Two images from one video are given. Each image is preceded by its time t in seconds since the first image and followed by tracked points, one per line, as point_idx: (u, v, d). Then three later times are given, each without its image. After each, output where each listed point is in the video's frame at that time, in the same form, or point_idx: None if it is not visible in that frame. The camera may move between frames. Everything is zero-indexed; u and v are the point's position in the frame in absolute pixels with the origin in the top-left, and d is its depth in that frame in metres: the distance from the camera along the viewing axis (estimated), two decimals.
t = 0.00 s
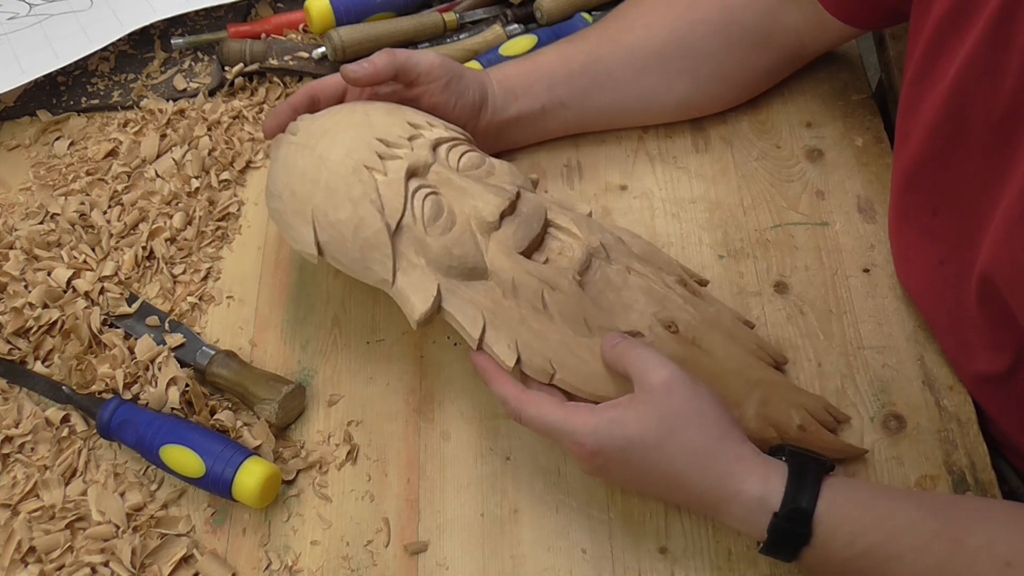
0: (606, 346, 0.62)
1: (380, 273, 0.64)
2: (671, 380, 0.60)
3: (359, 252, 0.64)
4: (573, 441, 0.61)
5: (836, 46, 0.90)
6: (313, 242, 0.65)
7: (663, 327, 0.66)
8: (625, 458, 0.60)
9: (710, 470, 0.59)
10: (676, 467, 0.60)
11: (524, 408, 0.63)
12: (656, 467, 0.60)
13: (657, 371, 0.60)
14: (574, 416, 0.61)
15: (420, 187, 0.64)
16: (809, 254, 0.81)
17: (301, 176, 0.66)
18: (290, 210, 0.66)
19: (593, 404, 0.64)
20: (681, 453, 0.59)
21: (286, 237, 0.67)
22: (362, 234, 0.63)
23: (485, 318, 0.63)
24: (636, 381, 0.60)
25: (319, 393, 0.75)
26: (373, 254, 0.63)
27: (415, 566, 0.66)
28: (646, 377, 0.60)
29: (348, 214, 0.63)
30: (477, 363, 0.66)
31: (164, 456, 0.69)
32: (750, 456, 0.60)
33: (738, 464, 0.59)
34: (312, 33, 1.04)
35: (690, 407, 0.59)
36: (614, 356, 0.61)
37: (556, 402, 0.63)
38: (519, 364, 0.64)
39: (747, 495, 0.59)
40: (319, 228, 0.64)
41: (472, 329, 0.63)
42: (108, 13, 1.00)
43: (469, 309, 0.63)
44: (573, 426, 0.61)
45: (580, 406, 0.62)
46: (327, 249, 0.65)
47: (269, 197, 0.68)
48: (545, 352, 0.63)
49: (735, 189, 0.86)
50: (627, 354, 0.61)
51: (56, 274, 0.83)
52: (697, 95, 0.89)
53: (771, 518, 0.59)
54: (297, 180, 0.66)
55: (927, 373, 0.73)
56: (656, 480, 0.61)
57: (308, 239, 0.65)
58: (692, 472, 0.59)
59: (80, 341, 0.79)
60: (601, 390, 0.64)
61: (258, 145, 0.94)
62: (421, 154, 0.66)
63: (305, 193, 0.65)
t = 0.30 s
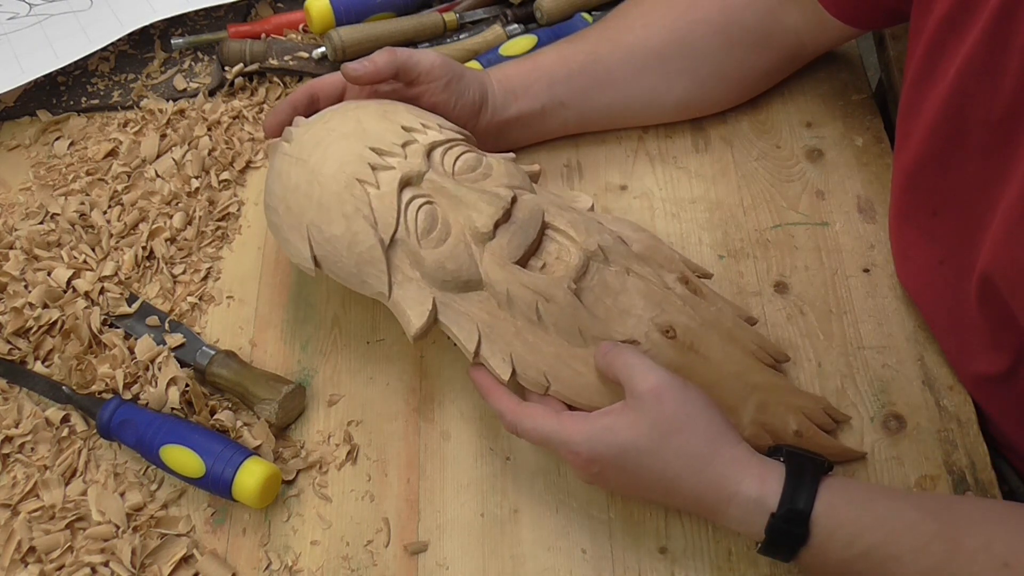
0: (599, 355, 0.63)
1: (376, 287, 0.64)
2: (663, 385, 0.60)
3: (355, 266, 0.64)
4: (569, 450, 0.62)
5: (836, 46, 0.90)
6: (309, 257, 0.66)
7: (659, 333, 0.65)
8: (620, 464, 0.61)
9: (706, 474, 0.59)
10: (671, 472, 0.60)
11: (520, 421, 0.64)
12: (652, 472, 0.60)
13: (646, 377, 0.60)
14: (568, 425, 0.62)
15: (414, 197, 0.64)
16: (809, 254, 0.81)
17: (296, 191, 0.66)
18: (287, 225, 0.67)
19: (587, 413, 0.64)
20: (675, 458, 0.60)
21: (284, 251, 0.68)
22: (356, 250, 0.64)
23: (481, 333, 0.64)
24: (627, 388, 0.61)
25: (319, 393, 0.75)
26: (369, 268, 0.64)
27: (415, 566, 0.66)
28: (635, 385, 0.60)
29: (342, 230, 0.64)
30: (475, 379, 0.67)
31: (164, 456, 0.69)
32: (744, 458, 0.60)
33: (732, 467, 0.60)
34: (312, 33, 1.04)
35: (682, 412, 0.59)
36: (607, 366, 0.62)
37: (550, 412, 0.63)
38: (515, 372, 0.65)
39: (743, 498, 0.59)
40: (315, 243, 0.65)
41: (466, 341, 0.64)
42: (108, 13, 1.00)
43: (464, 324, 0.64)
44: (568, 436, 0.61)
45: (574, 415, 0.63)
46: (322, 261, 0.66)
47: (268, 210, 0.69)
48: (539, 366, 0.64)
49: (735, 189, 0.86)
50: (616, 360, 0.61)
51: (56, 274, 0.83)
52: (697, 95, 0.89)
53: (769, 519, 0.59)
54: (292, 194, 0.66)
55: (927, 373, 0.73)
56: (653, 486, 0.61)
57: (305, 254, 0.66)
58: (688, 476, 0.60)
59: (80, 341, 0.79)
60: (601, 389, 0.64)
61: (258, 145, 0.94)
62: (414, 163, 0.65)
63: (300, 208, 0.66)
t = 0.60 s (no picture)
0: (599, 356, 0.63)
1: (375, 288, 0.64)
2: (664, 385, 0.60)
3: (354, 268, 0.64)
4: (569, 451, 0.62)
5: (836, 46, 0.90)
6: (309, 259, 0.66)
7: (659, 332, 0.65)
8: (620, 465, 0.61)
9: (706, 474, 0.59)
10: (671, 472, 0.60)
11: (520, 422, 0.64)
12: (652, 473, 0.61)
13: (645, 378, 0.60)
14: (568, 426, 0.62)
15: (414, 200, 0.64)
16: (809, 254, 0.81)
17: (296, 194, 0.66)
18: (287, 227, 0.67)
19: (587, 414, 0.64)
20: (674, 458, 0.60)
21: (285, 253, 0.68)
22: (355, 252, 0.64)
23: (480, 334, 0.64)
24: (626, 388, 0.61)
25: (319, 393, 0.75)
26: (369, 269, 0.64)
27: (415, 566, 0.66)
28: (634, 385, 0.60)
29: (341, 232, 0.64)
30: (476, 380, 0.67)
31: (164, 456, 0.69)
32: (745, 458, 0.60)
33: (732, 468, 0.60)
34: (312, 33, 1.04)
35: (681, 412, 0.59)
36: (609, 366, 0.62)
37: (550, 413, 0.63)
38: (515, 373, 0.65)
39: (743, 497, 0.59)
40: (315, 245, 0.65)
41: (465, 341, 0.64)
42: (108, 13, 1.01)
43: (464, 323, 0.64)
44: (568, 436, 0.62)
45: (574, 416, 0.63)
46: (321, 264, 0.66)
47: (268, 213, 0.69)
48: (539, 365, 0.64)
49: (735, 189, 0.86)
50: (615, 361, 0.61)
51: (56, 274, 0.83)
52: (697, 95, 0.89)
53: (768, 519, 0.59)
54: (292, 197, 0.66)
55: (927, 373, 0.73)
56: (653, 486, 0.61)
57: (304, 256, 0.66)
58: (688, 476, 0.60)
59: (80, 341, 0.79)
60: (602, 389, 0.64)
61: (258, 145, 0.94)
62: (413, 165, 0.65)
63: (300, 210, 0.66)
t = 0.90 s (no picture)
0: (613, 333, 0.61)
1: (385, 258, 0.63)
2: (683, 373, 0.59)
3: (363, 239, 0.63)
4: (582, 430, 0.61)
5: (836, 46, 0.90)
6: (317, 228, 0.64)
7: (667, 319, 0.65)
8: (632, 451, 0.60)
9: (718, 465, 0.59)
10: (684, 460, 0.60)
11: (531, 395, 0.62)
12: (664, 460, 0.60)
13: (667, 364, 0.59)
14: (583, 407, 0.61)
15: (423, 178, 0.65)
16: (809, 254, 0.81)
17: (303, 164, 0.66)
18: (291, 198, 0.65)
19: (600, 395, 0.63)
20: (689, 447, 0.59)
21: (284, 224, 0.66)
22: (367, 219, 0.63)
23: (493, 301, 0.62)
24: (647, 371, 0.60)
25: (319, 393, 0.75)
26: (379, 239, 0.63)
27: (415, 565, 0.66)
28: (658, 368, 0.59)
29: (354, 198, 0.63)
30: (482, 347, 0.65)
31: (164, 456, 0.69)
32: (758, 450, 0.60)
33: (745, 459, 0.59)
34: (312, 33, 1.04)
35: (702, 399, 0.59)
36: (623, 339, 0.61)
37: (565, 390, 0.62)
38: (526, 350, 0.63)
39: (755, 487, 0.59)
40: (322, 213, 0.64)
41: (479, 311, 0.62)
42: (108, 13, 1.01)
43: (476, 290, 0.62)
44: (583, 417, 0.60)
45: (589, 397, 0.62)
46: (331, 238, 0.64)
47: (268, 184, 0.68)
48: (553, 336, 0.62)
49: (735, 189, 0.86)
50: (637, 343, 0.60)
51: (56, 274, 0.83)
52: (697, 95, 0.89)
53: (779, 509, 0.59)
54: (299, 168, 0.66)
55: (927, 373, 0.73)
56: (662, 474, 0.61)
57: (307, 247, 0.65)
58: (700, 466, 0.59)
59: (80, 341, 0.79)
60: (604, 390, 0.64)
61: (258, 145, 0.94)
62: (424, 150, 0.66)
63: (308, 180, 0.65)
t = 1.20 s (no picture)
0: (646, 290, 0.60)
1: (401, 215, 0.60)
2: (711, 357, 0.58)
3: (379, 197, 0.61)
4: (603, 399, 0.60)
5: (836, 46, 0.90)
6: (331, 186, 0.61)
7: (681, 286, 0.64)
8: (648, 430, 0.60)
9: (731, 452, 0.59)
10: (699, 442, 0.60)
11: (556, 351, 0.62)
12: (680, 439, 0.60)
13: (698, 343, 0.58)
14: (608, 377, 0.60)
15: (436, 155, 0.65)
16: (809, 254, 0.81)
17: (319, 131, 0.65)
18: (302, 162, 0.63)
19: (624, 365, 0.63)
20: (706, 430, 0.59)
21: (293, 187, 0.63)
22: (384, 176, 0.61)
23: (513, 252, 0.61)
24: (676, 345, 0.59)
25: (319, 393, 0.75)
26: (396, 196, 0.61)
27: (415, 565, 0.66)
28: (688, 346, 0.58)
29: (372, 157, 0.62)
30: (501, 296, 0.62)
31: (164, 456, 0.69)
32: (770, 439, 0.60)
33: (758, 447, 0.60)
34: (312, 33, 1.04)
35: (728, 383, 0.59)
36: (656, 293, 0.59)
37: (591, 354, 0.62)
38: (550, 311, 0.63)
39: (766, 475, 0.59)
40: (337, 173, 0.62)
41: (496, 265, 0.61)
42: (108, 14, 1.01)
43: (495, 243, 0.61)
44: (606, 386, 0.60)
45: (613, 367, 0.61)
46: (345, 198, 0.61)
47: (275, 154, 0.66)
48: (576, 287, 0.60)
49: (735, 189, 0.86)
50: (669, 314, 0.58)
51: (56, 274, 0.83)
52: (698, 94, 0.89)
53: (788, 497, 0.59)
54: (314, 136, 0.64)
55: (927, 373, 0.73)
56: (673, 456, 0.61)
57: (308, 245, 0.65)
58: (717, 451, 0.59)
59: (80, 341, 0.79)
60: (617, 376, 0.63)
61: (258, 145, 0.94)
62: (434, 134, 0.68)
63: (323, 144, 0.63)
